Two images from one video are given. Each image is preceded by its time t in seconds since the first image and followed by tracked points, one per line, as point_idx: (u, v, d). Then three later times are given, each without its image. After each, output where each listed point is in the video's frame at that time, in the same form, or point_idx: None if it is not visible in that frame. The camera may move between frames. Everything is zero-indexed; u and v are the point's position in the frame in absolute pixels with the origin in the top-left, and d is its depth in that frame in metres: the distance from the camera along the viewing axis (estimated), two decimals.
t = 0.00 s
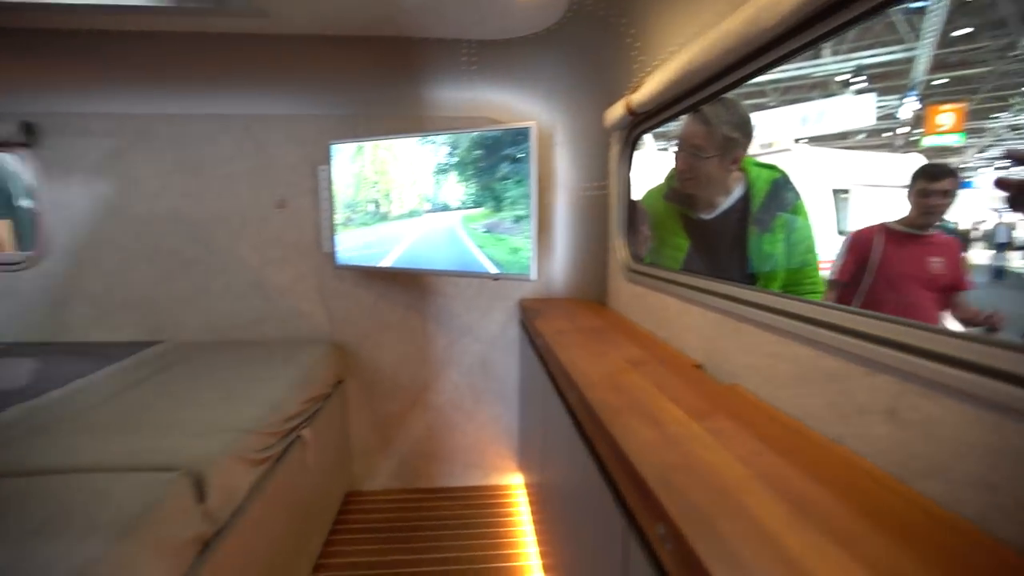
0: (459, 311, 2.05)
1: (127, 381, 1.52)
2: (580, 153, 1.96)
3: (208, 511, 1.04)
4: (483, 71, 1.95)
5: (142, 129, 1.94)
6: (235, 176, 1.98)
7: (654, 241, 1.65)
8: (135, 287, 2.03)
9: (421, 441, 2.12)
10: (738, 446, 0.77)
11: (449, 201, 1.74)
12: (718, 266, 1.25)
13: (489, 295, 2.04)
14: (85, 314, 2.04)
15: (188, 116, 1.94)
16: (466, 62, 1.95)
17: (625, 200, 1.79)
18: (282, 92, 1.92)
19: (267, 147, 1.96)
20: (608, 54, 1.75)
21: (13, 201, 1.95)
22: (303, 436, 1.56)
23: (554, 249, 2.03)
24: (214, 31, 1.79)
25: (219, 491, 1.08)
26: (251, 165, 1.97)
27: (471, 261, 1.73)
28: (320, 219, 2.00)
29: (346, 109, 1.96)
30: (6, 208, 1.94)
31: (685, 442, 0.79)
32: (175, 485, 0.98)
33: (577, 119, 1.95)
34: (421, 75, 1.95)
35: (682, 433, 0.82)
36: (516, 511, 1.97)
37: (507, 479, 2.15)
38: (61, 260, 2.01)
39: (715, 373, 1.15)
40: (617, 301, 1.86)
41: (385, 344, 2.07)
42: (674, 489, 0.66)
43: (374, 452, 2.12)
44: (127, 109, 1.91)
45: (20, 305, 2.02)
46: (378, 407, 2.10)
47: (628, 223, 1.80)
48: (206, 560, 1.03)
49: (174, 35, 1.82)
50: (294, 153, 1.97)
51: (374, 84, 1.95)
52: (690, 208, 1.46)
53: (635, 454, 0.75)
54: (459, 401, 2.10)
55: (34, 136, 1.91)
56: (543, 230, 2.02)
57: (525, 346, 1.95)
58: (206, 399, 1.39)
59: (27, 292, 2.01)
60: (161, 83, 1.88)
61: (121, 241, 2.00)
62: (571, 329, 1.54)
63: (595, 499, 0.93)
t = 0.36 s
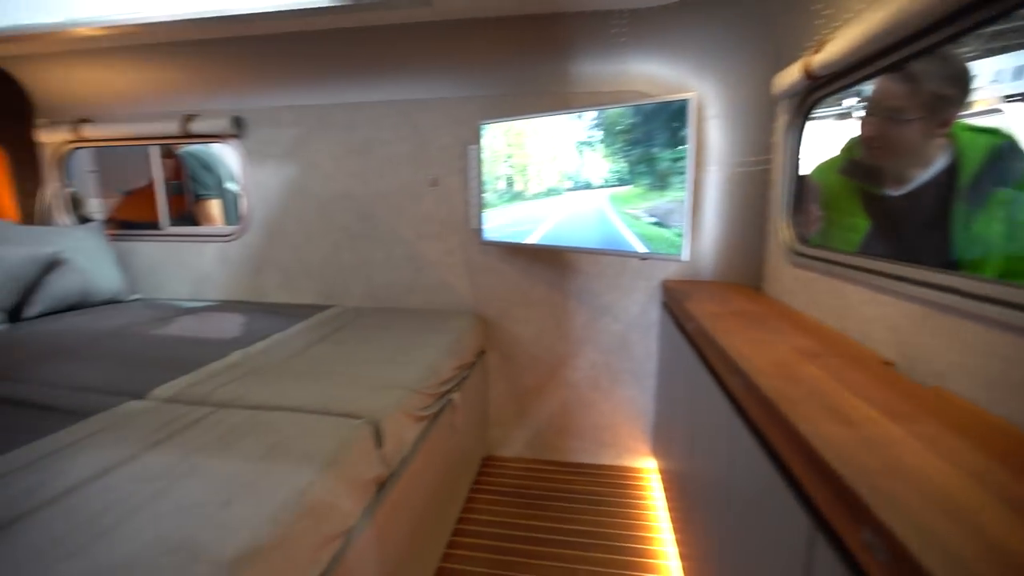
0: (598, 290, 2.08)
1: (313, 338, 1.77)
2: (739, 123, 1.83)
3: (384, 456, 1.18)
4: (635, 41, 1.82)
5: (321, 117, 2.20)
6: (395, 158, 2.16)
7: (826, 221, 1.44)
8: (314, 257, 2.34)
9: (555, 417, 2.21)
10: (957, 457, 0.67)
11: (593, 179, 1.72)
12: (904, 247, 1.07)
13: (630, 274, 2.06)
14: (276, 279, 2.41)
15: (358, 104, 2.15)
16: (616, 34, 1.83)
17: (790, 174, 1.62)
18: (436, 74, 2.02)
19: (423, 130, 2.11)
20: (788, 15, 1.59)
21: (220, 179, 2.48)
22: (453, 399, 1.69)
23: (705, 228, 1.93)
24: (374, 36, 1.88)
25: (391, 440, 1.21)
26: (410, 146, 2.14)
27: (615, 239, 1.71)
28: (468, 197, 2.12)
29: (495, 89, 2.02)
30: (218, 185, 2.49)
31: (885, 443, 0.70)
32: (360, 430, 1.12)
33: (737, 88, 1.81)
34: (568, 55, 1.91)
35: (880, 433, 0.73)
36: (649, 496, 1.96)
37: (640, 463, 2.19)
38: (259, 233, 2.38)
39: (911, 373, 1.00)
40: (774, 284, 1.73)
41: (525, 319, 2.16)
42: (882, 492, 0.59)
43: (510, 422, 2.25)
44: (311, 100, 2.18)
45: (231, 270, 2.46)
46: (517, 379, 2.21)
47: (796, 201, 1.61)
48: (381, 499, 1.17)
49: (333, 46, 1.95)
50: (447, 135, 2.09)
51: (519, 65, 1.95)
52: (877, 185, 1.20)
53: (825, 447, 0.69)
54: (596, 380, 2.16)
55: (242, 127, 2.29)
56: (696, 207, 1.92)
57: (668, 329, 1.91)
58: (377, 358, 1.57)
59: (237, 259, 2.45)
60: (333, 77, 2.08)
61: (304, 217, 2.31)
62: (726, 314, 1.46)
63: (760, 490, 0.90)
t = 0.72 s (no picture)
0: (727, 282, 2.02)
1: (443, 317, 1.90)
2: (913, 98, 1.59)
3: (514, 434, 1.23)
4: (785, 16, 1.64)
5: (453, 109, 2.34)
6: (520, 146, 2.23)
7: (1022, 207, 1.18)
8: (441, 243, 2.50)
9: (672, 411, 2.21)
10: None
11: (722, 165, 1.65)
12: None
13: (765, 267, 1.95)
14: (406, 262, 2.62)
15: (487, 94, 2.25)
16: (762, 12, 1.67)
17: (977, 155, 1.39)
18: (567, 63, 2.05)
19: (550, 118, 2.16)
20: None
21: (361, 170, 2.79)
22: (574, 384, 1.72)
23: (858, 218, 1.73)
24: (505, 29, 1.92)
25: (520, 419, 1.26)
26: (536, 135, 2.20)
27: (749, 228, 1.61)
28: (592, 184, 2.14)
29: (623, 74, 2.01)
30: (359, 175, 2.80)
31: None
32: (495, 407, 1.19)
33: (909, 61, 1.57)
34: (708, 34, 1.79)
35: None
36: (776, 505, 1.84)
37: (765, 469, 2.08)
38: (393, 218, 2.60)
39: None
40: (950, 288, 1.50)
41: (648, 309, 2.17)
42: None
43: (626, 412, 2.29)
44: (444, 93, 2.33)
45: (368, 252, 2.71)
46: (635, 370, 2.24)
47: (985, 187, 1.37)
48: (510, 473, 1.24)
49: (464, 41, 2.03)
50: (572, 122, 2.12)
51: (652, 49, 1.90)
52: None
53: None
54: (719, 377, 2.10)
55: (381, 121, 2.50)
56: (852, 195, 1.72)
57: (806, 327, 1.77)
58: (504, 339, 1.65)
59: (373, 241, 2.69)
60: (465, 70, 2.19)
61: (433, 204, 2.48)
62: (885, 314, 1.31)
63: (924, 508, 0.83)
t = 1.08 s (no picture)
0: (801, 286, 1.93)
1: (507, 314, 1.93)
2: None
3: (580, 433, 1.24)
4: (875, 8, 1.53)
5: (520, 108, 2.38)
6: (587, 145, 2.25)
7: None
8: (504, 241, 2.55)
9: (738, 419, 2.13)
10: None
11: (796, 163, 1.59)
12: None
13: (847, 272, 1.83)
14: (470, 259, 2.68)
15: (554, 92, 2.28)
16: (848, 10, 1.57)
17: None
18: (635, 62, 2.04)
19: (617, 116, 2.16)
20: None
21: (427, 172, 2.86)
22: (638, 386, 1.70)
23: (958, 221, 1.59)
24: (575, 29, 1.93)
25: (586, 418, 1.27)
26: (603, 133, 2.20)
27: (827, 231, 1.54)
28: (661, 183, 2.12)
29: (695, 70, 1.97)
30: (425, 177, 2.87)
31: None
32: (562, 405, 1.20)
33: None
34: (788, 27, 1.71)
35: None
36: (853, 525, 1.73)
37: (841, 486, 1.96)
38: (458, 216, 2.67)
39: None
40: None
41: (715, 312, 2.12)
42: None
43: (689, 417, 2.24)
44: (511, 92, 2.38)
45: (434, 248, 2.80)
46: (699, 374, 2.19)
47: None
48: (575, 471, 1.24)
49: (533, 41, 2.06)
50: (641, 120, 2.12)
51: (726, 44, 1.84)
52: None
53: None
54: (791, 385, 2.01)
55: (449, 120, 2.59)
56: (953, 196, 1.58)
57: (891, 336, 1.66)
58: (568, 339, 1.65)
59: (438, 238, 2.77)
60: (534, 69, 2.23)
61: (498, 202, 2.53)
62: (989, 325, 1.21)
63: None
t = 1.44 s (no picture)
0: (836, 291, 1.88)
1: (534, 315, 1.93)
2: None
3: (609, 435, 1.24)
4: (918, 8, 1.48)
5: (549, 110, 2.39)
6: (617, 146, 2.25)
7: None
8: (531, 242, 2.56)
9: (767, 426, 2.09)
10: None
11: (826, 165, 1.57)
12: None
13: (885, 277, 1.78)
14: (497, 259, 2.69)
15: (584, 93, 2.28)
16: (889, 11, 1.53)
17: None
18: (667, 64, 2.04)
19: (648, 118, 2.16)
20: None
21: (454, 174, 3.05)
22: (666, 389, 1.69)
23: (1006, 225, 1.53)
24: (607, 31, 1.94)
25: (615, 420, 1.26)
26: (633, 135, 2.20)
27: (859, 235, 1.52)
28: (691, 184, 2.11)
29: (728, 71, 1.96)
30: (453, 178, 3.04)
31: None
32: (592, 406, 1.20)
33: None
34: (825, 26, 1.66)
35: None
36: (888, 537, 1.68)
37: (876, 498, 1.90)
38: (485, 217, 2.69)
39: None
40: None
41: (745, 316, 2.08)
42: None
43: (716, 422, 2.21)
44: (540, 94, 2.39)
45: (461, 249, 2.82)
46: (728, 379, 2.16)
47: None
48: (604, 473, 1.24)
49: (564, 44, 2.07)
50: (672, 122, 2.11)
51: (760, 44, 1.82)
52: None
53: None
54: (823, 392, 1.96)
55: (478, 122, 2.62)
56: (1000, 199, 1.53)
57: (931, 344, 1.61)
58: (596, 341, 1.65)
59: (466, 238, 2.79)
60: (564, 71, 2.23)
61: (526, 203, 2.54)
62: None
63: None
